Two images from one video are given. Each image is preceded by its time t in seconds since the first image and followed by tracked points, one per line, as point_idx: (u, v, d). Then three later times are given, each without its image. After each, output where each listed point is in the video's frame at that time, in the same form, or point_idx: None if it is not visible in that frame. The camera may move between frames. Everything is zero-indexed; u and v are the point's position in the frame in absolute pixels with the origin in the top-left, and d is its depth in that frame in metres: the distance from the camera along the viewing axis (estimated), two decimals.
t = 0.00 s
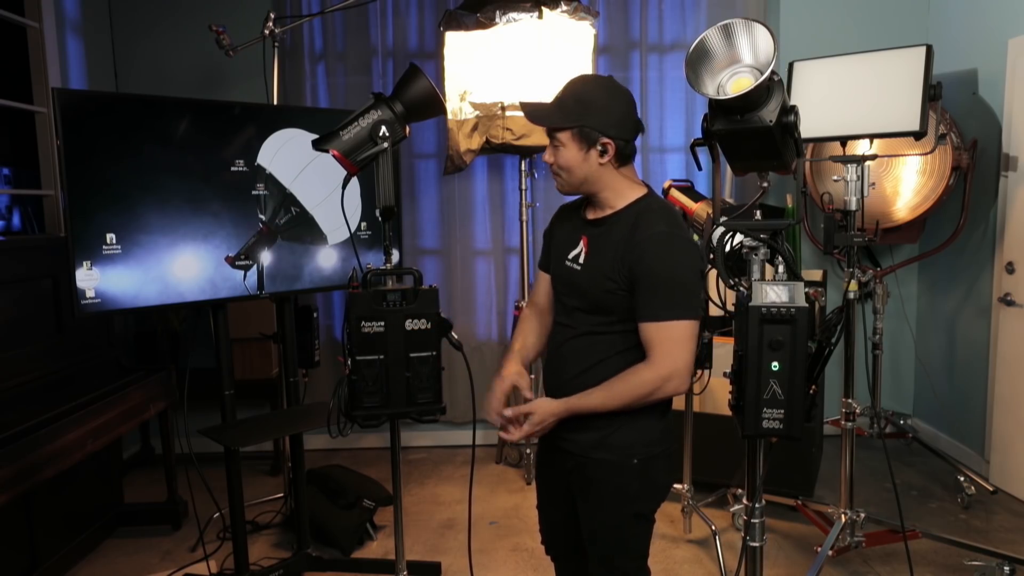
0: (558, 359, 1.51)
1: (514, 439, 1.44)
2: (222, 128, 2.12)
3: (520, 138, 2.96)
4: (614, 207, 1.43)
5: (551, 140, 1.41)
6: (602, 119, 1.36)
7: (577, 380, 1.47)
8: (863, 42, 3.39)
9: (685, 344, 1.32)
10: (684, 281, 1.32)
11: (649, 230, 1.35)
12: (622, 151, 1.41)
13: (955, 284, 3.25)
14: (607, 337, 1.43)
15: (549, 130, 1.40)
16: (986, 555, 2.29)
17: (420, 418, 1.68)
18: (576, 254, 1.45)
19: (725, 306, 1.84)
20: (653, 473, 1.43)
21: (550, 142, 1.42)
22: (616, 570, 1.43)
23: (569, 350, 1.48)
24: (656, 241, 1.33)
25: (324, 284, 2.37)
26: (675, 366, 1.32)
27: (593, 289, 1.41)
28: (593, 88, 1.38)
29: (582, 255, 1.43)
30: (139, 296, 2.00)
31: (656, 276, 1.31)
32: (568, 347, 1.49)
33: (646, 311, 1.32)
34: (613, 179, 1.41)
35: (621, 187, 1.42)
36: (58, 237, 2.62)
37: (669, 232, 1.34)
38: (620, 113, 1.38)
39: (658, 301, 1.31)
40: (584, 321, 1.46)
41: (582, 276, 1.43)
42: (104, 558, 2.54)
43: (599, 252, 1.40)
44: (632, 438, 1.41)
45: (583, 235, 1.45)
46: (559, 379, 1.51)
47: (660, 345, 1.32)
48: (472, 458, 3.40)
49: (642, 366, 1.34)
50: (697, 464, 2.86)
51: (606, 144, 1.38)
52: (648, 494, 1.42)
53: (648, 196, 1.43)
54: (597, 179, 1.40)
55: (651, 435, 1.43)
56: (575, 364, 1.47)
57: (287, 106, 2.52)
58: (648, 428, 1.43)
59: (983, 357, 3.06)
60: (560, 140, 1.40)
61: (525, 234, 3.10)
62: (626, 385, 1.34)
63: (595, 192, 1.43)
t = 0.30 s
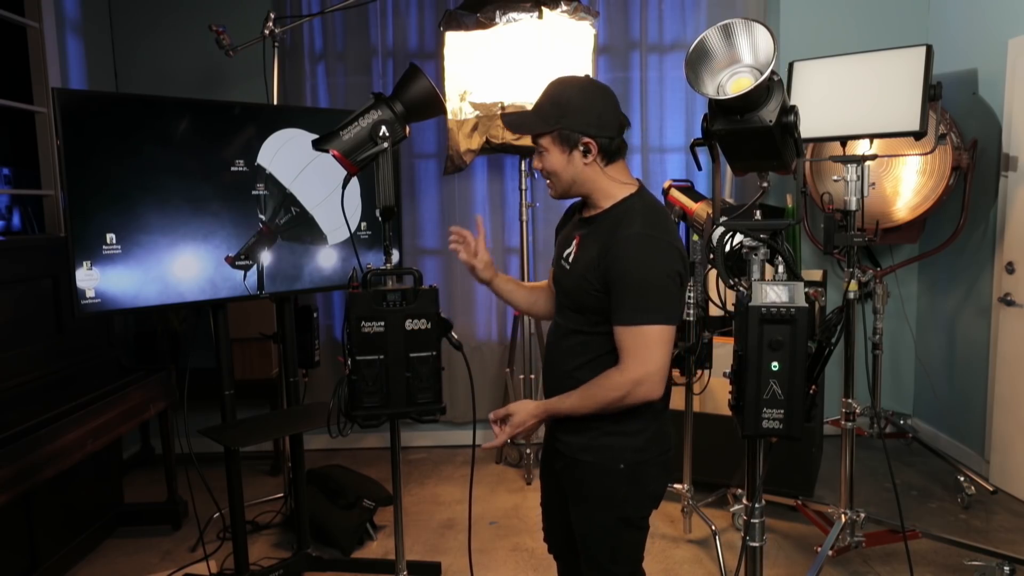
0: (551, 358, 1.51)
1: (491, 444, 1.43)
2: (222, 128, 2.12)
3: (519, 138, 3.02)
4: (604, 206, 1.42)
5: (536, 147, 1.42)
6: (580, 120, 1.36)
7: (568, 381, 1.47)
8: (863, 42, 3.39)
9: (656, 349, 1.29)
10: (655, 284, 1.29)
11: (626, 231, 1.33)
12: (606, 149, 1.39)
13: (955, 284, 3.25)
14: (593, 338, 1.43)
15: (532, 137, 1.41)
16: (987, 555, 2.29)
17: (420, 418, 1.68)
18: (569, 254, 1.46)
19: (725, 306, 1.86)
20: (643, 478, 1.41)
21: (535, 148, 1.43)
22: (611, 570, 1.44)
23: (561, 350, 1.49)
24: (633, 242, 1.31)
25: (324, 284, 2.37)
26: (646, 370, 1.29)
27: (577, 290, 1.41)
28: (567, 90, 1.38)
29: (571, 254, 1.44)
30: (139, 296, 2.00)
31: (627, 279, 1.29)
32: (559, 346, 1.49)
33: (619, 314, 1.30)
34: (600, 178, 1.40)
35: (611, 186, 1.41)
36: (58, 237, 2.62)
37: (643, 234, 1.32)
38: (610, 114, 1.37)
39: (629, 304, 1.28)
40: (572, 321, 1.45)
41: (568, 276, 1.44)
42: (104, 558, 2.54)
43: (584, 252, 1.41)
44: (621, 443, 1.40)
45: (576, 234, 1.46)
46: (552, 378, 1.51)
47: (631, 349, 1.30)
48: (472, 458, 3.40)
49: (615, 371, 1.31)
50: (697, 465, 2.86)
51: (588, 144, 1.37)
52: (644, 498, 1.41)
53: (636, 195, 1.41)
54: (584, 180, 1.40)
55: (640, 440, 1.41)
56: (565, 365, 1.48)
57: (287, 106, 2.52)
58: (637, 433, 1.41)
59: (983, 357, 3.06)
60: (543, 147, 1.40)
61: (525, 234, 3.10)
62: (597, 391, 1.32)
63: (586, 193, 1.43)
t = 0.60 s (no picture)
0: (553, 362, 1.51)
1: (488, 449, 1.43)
2: (222, 128, 2.12)
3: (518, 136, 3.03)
4: (598, 208, 1.42)
5: (521, 155, 1.42)
6: (562, 125, 1.35)
7: (566, 385, 1.47)
8: (862, 43, 3.39)
9: (640, 355, 1.27)
10: (638, 289, 1.27)
11: (611, 236, 1.32)
12: (592, 152, 1.38)
13: (955, 284, 3.25)
14: (586, 342, 1.42)
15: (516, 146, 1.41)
16: (987, 555, 2.29)
17: (420, 418, 1.68)
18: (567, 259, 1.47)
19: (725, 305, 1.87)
20: (637, 482, 1.41)
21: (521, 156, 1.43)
22: (610, 570, 1.44)
23: (559, 353, 1.49)
24: (617, 246, 1.30)
25: (324, 284, 2.37)
26: (631, 375, 1.27)
27: (571, 294, 1.41)
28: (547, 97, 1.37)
29: (569, 257, 1.46)
30: (139, 296, 2.00)
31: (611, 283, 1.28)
32: (558, 350, 1.49)
33: (603, 319, 1.29)
34: (589, 182, 1.40)
35: (603, 188, 1.41)
36: (58, 237, 2.62)
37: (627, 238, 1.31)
38: (591, 119, 1.36)
39: (612, 308, 1.28)
40: (567, 325, 1.45)
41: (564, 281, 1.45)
42: (104, 558, 2.54)
43: (578, 255, 1.41)
44: (616, 446, 1.40)
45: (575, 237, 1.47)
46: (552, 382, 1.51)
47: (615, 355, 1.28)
48: (472, 458, 3.40)
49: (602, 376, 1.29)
50: (697, 465, 2.86)
51: (572, 150, 1.37)
52: (644, 498, 1.41)
53: (628, 196, 1.40)
54: (574, 184, 1.41)
55: (634, 444, 1.41)
56: (562, 369, 1.48)
57: (287, 106, 2.51)
58: (631, 436, 1.41)
59: (983, 356, 3.06)
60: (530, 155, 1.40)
61: (525, 234, 3.10)
62: (583, 397, 1.31)
63: (578, 197, 1.43)
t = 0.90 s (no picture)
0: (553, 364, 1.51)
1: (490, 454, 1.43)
2: (222, 128, 2.12)
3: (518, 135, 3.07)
4: (594, 209, 1.42)
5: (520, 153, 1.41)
6: (563, 125, 1.35)
7: (568, 388, 1.47)
8: (862, 42, 3.39)
9: (642, 357, 1.27)
10: (639, 291, 1.27)
11: (610, 238, 1.32)
12: (592, 152, 1.38)
13: (955, 284, 3.25)
14: (587, 344, 1.42)
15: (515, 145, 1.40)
16: (987, 555, 2.29)
17: (420, 418, 1.69)
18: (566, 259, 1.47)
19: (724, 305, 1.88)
20: (637, 483, 1.41)
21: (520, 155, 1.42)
22: (609, 570, 1.44)
23: (559, 356, 1.49)
24: (617, 248, 1.30)
25: (324, 284, 2.37)
26: (634, 377, 1.27)
27: (571, 296, 1.41)
28: (545, 98, 1.37)
29: (568, 259, 1.46)
30: (139, 296, 2.00)
31: (612, 286, 1.28)
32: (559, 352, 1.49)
33: (605, 321, 1.29)
34: (588, 182, 1.40)
35: (602, 189, 1.41)
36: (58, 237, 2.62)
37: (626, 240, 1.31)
38: (593, 119, 1.36)
39: (614, 311, 1.28)
40: (567, 328, 1.45)
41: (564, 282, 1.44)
42: (104, 558, 2.54)
43: (576, 257, 1.41)
44: (617, 447, 1.40)
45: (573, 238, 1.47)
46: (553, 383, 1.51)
47: (618, 359, 1.28)
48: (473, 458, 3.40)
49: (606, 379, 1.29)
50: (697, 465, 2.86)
51: (573, 150, 1.37)
52: (644, 498, 1.42)
53: (625, 196, 1.40)
54: (572, 184, 1.41)
55: (635, 445, 1.41)
56: (563, 370, 1.48)
57: (287, 106, 2.52)
58: (632, 438, 1.41)
59: (983, 356, 3.06)
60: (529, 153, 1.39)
61: (525, 234, 3.10)
62: (587, 401, 1.31)
63: (577, 197, 1.43)
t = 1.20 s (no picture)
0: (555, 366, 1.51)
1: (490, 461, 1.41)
2: (222, 128, 2.12)
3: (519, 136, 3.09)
4: (599, 210, 1.42)
5: (531, 150, 1.39)
6: (579, 121, 1.34)
7: (572, 390, 1.47)
8: (862, 42, 3.39)
9: (649, 359, 1.27)
10: (648, 292, 1.27)
11: (620, 239, 1.32)
12: (605, 149, 1.39)
13: (955, 284, 3.25)
14: (592, 345, 1.42)
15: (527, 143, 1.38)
16: (987, 555, 2.29)
17: (420, 418, 1.69)
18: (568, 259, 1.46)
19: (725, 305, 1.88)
20: (637, 484, 1.41)
21: (530, 153, 1.40)
22: (609, 571, 1.44)
23: (563, 357, 1.49)
24: (627, 249, 1.30)
25: (324, 284, 2.37)
26: (640, 380, 1.28)
27: (576, 297, 1.41)
28: (559, 94, 1.36)
29: (572, 260, 1.46)
30: (138, 296, 2.00)
31: (620, 287, 1.28)
32: (561, 353, 1.49)
33: (612, 322, 1.29)
34: (598, 180, 1.40)
35: (610, 189, 1.41)
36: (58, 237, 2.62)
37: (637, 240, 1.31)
38: (607, 114, 1.36)
39: (622, 311, 1.27)
40: (572, 329, 1.45)
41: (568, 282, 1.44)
42: (104, 558, 2.54)
43: (582, 257, 1.41)
44: (622, 448, 1.40)
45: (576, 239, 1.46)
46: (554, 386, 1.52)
47: (624, 362, 1.28)
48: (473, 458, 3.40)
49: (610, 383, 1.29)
50: (697, 465, 2.86)
51: (589, 146, 1.37)
52: (644, 499, 1.42)
53: (632, 196, 1.41)
54: (584, 182, 1.39)
55: (640, 446, 1.41)
56: (566, 373, 1.48)
57: (287, 106, 2.51)
58: (635, 439, 1.40)
59: (983, 356, 3.06)
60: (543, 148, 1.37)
61: (525, 234, 3.10)
62: (591, 403, 1.30)
63: (583, 197, 1.42)
